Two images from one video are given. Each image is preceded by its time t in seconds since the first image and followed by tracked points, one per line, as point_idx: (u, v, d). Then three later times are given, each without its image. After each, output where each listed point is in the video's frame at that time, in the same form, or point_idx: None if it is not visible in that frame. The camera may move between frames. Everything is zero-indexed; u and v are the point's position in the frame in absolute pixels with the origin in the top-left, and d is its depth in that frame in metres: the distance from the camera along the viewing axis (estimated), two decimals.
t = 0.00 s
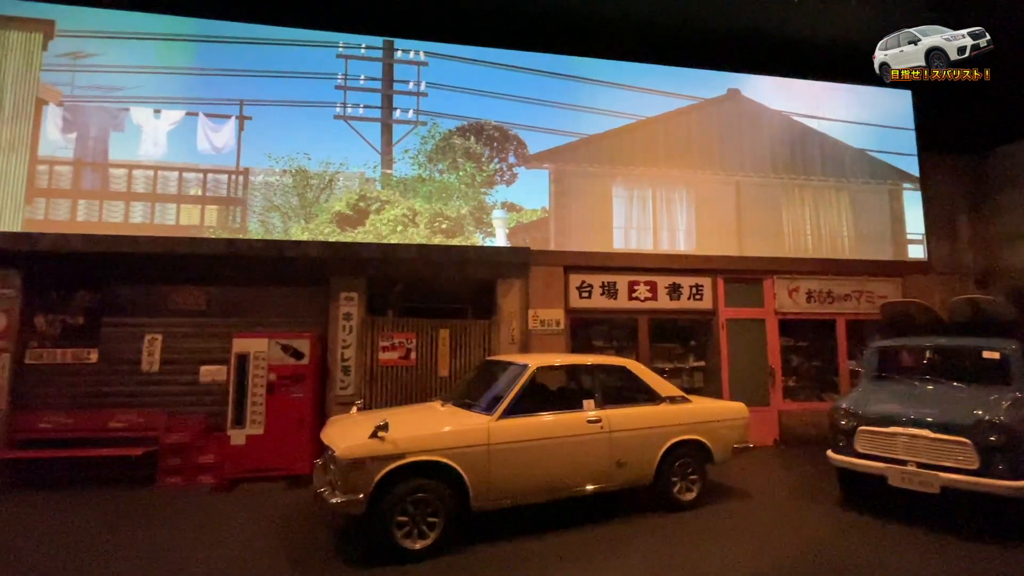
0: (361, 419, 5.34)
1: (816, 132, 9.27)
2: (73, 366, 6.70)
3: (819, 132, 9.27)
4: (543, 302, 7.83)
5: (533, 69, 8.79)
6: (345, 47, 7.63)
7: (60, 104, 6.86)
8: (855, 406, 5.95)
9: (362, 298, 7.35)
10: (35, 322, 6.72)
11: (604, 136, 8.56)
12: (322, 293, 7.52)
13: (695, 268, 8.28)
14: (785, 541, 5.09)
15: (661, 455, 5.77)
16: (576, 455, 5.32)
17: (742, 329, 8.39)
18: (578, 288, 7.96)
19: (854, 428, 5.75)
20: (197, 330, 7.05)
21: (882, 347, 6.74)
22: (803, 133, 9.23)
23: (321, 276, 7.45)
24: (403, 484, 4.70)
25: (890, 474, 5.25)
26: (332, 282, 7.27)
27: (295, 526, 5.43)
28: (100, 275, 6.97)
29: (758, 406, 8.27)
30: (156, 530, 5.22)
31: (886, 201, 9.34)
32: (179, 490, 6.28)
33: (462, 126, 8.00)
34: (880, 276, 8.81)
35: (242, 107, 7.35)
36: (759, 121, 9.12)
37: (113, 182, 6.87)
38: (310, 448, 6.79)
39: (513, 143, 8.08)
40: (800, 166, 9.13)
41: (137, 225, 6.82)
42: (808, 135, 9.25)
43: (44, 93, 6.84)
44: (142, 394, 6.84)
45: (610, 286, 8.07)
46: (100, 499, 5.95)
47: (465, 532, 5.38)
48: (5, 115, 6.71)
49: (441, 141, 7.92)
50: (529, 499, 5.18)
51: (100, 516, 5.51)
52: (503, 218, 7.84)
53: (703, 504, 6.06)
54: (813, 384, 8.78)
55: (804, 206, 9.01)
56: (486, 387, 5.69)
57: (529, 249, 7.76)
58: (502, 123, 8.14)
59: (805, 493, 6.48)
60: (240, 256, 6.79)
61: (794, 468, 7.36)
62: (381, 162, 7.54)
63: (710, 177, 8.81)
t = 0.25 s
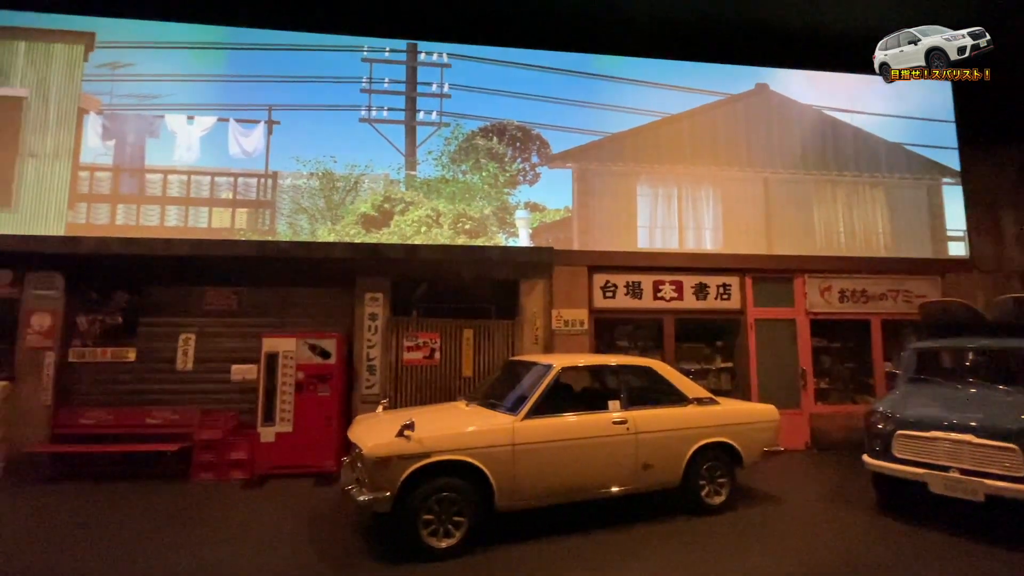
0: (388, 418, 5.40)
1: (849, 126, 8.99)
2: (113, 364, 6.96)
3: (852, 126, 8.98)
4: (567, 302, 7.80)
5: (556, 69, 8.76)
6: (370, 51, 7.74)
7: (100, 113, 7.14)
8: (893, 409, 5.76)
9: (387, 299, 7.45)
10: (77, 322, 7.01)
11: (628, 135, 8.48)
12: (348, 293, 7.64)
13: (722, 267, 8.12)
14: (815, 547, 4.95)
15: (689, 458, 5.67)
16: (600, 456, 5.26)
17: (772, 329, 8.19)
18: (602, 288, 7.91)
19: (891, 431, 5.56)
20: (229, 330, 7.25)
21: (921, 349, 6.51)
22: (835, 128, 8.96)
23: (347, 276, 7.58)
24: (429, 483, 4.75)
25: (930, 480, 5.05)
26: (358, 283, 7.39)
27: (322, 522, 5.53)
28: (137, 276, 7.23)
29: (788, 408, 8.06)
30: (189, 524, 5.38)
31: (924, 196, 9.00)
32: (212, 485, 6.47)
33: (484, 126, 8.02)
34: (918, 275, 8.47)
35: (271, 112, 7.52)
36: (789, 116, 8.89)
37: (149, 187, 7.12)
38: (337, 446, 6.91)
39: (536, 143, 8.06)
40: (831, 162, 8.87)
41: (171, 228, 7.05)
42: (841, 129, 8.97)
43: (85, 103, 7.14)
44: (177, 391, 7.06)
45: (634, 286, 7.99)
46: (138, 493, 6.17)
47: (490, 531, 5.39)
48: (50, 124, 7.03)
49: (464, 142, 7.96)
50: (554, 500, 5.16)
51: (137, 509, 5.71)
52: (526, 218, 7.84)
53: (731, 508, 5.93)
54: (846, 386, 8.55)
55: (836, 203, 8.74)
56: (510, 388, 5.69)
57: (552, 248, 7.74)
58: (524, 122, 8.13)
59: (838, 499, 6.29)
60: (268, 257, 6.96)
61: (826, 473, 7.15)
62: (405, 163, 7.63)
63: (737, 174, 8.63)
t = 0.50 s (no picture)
0: (416, 417, 5.46)
1: (888, 118, 8.66)
2: (153, 362, 7.24)
3: (891, 119, 8.65)
4: (593, 302, 7.75)
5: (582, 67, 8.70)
6: (396, 54, 7.85)
7: (141, 120, 7.44)
8: (937, 412, 5.51)
9: (414, 298, 7.54)
10: (120, 321, 7.31)
11: (655, 132, 8.37)
12: (376, 293, 7.76)
13: (753, 266, 7.93)
14: (851, 555, 4.78)
15: (720, 460, 5.55)
16: (628, 458, 5.20)
17: (806, 330, 7.96)
18: (629, 288, 7.84)
19: (935, 436, 5.32)
20: (262, 329, 7.45)
21: (969, 351, 6.23)
22: (873, 121, 8.64)
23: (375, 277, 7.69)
24: (457, 481, 4.78)
25: (977, 488, 4.79)
26: (386, 283, 7.50)
27: (351, 518, 5.63)
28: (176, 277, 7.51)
29: (824, 411, 7.81)
30: (224, 516, 5.55)
31: (970, 190, 8.60)
32: (247, 480, 6.66)
33: (509, 126, 8.03)
34: (964, 273, 8.09)
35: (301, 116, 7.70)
36: (823, 110, 8.63)
37: (187, 191, 7.37)
38: (366, 443, 7.02)
39: (561, 142, 8.02)
40: (869, 156, 8.56)
41: (207, 230, 7.30)
42: (879, 122, 8.65)
43: (127, 111, 7.45)
44: (212, 388, 7.28)
45: (662, 285, 7.89)
46: (176, 486, 6.40)
47: (516, 531, 5.38)
48: (95, 132, 7.36)
49: (490, 142, 7.99)
50: (580, 500, 5.12)
51: (175, 501, 5.92)
52: (552, 218, 7.83)
53: (762, 513, 5.79)
54: (885, 389, 8.26)
55: (874, 199, 8.43)
56: (537, 388, 5.68)
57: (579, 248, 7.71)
58: (550, 121, 8.11)
59: (876, 505, 6.06)
60: (299, 258, 7.13)
61: (864, 478, 6.90)
62: (432, 164, 7.70)
63: (769, 171, 8.41)
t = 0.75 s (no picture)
0: (446, 415, 5.51)
1: (933, 110, 8.27)
2: (192, 359, 7.51)
3: (937, 111, 8.26)
4: (622, 302, 7.67)
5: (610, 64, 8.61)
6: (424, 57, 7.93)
7: (181, 126, 7.73)
8: (988, 418, 5.22)
9: (442, 298, 7.60)
10: (162, 320, 7.61)
11: (685, 128, 8.23)
12: (406, 293, 7.86)
13: (788, 265, 7.70)
14: (892, 566, 4.59)
15: (754, 464, 5.41)
16: (657, 460, 5.11)
17: (844, 331, 7.68)
18: (658, 287, 7.73)
19: (986, 443, 5.04)
20: (295, 328, 7.63)
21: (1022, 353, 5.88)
22: (917, 113, 8.27)
23: (404, 277, 7.79)
24: (487, 480, 4.79)
25: None
26: (415, 283, 7.59)
27: (380, 514, 5.72)
28: (214, 278, 7.78)
29: (863, 416, 7.53)
30: (258, 510, 5.72)
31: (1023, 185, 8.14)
32: (281, 475, 6.85)
33: (537, 126, 8.01)
34: (1017, 272, 7.66)
35: (333, 120, 7.85)
36: (862, 102, 8.32)
37: (224, 194, 7.63)
38: (395, 441, 7.11)
39: (589, 140, 7.96)
40: (913, 150, 8.19)
41: (243, 232, 7.56)
42: (923, 114, 8.27)
43: (168, 118, 7.76)
44: (248, 385, 7.51)
45: (692, 285, 7.75)
46: (214, 479, 6.64)
47: (545, 532, 5.35)
48: (138, 139, 7.68)
49: (517, 142, 7.98)
50: (609, 502, 5.07)
51: (213, 494, 6.13)
52: (579, 217, 7.80)
53: (797, 520, 5.61)
54: (930, 393, 7.90)
55: (918, 194, 8.07)
56: (565, 389, 5.64)
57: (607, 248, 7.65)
58: (577, 120, 8.05)
59: (919, 514, 5.80)
60: (330, 258, 7.29)
61: (906, 486, 6.62)
62: (459, 165, 7.76)
63: (805, 166, 8.15)
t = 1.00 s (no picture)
0: (476, 414, 5.52)
1: (984, 99, 7.83)
2: (230, 356, 7.75)
3: (988, 99, 7.82)
4: (652, 301, 7.56)
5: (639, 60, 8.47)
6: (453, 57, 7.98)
7: (219, 131, 8.00)
8: None
9: (470, 298, 7.64)
10: (202, 319, 7.88)
11: (717, 124, 8.04)
12: (435, 293, 7.94)
13: (826, 264, 7.44)
14: None
15: (792, 468, 5.22)
16: (689, 463, 5.00)
17: (887, 332, 7.36)
18: (689, 286, 7.59)
19: None
20: (328, 327, 7.80)
21: None
22: (967, 102, 7.84)
23: (433, 276, 7.86)
24: (517, 479, 4.79)
25: None
26: (443, 282, 7.64)
27: (409, 511, 5.80)
28: (251, 278, 8.03)
29: (908, 420, 7.21)
30: (292, 503, 5.88)
31: None
32: (314, 470, 7.02)
33: (564, 124, 7.97)
34: None
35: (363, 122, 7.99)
36: (906, 93, 7.96)
37: (260, 197, 7.86)
38: (425, 439, 7.19)
39: (618, 137, 7.88)
40: (962, 141, 7.76)
41: (278, 233, 7.77)
42: (974, 103, 7.83)
43: (207, 123, 8.03)
44: (283, 382, 7.71)
45: (725, 284, 7.58)
46: (251, 473, 6.86)
47: (575, 532, 5.31)
48: (180, 144, 7.99)
49: (545, 141, 7.94)
50: (640, 504, 4.99)
51: (249, 487, 6.33)
52: (608, 215, 7.68)
53: (837, 527, 5.40)
54: (980, 397, 7.50)
55: (969, 188, 7.65)
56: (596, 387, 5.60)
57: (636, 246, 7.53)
58: (605, 118, 7.98)
59: (968, 523, 5.52)
60: (361, 258, 7.43)
61: (954, 494, 6.31)
62: (487, 165, 7.79)
63: (844, 161, 7.85)
